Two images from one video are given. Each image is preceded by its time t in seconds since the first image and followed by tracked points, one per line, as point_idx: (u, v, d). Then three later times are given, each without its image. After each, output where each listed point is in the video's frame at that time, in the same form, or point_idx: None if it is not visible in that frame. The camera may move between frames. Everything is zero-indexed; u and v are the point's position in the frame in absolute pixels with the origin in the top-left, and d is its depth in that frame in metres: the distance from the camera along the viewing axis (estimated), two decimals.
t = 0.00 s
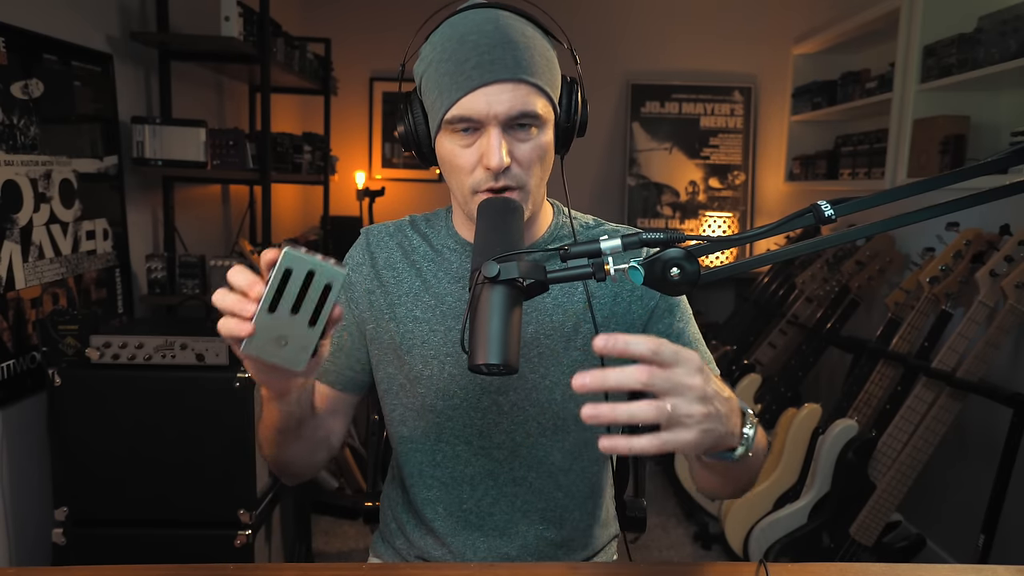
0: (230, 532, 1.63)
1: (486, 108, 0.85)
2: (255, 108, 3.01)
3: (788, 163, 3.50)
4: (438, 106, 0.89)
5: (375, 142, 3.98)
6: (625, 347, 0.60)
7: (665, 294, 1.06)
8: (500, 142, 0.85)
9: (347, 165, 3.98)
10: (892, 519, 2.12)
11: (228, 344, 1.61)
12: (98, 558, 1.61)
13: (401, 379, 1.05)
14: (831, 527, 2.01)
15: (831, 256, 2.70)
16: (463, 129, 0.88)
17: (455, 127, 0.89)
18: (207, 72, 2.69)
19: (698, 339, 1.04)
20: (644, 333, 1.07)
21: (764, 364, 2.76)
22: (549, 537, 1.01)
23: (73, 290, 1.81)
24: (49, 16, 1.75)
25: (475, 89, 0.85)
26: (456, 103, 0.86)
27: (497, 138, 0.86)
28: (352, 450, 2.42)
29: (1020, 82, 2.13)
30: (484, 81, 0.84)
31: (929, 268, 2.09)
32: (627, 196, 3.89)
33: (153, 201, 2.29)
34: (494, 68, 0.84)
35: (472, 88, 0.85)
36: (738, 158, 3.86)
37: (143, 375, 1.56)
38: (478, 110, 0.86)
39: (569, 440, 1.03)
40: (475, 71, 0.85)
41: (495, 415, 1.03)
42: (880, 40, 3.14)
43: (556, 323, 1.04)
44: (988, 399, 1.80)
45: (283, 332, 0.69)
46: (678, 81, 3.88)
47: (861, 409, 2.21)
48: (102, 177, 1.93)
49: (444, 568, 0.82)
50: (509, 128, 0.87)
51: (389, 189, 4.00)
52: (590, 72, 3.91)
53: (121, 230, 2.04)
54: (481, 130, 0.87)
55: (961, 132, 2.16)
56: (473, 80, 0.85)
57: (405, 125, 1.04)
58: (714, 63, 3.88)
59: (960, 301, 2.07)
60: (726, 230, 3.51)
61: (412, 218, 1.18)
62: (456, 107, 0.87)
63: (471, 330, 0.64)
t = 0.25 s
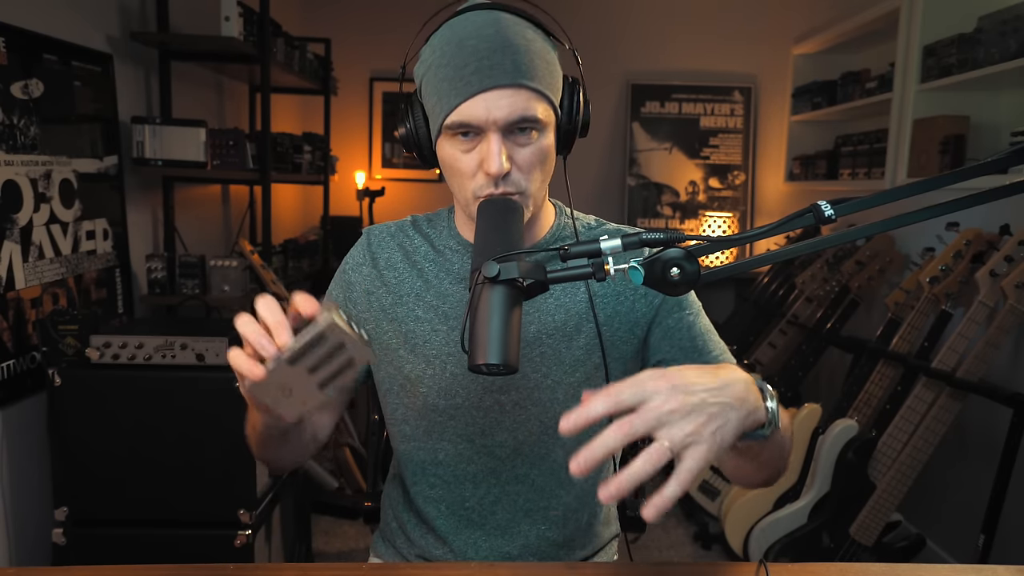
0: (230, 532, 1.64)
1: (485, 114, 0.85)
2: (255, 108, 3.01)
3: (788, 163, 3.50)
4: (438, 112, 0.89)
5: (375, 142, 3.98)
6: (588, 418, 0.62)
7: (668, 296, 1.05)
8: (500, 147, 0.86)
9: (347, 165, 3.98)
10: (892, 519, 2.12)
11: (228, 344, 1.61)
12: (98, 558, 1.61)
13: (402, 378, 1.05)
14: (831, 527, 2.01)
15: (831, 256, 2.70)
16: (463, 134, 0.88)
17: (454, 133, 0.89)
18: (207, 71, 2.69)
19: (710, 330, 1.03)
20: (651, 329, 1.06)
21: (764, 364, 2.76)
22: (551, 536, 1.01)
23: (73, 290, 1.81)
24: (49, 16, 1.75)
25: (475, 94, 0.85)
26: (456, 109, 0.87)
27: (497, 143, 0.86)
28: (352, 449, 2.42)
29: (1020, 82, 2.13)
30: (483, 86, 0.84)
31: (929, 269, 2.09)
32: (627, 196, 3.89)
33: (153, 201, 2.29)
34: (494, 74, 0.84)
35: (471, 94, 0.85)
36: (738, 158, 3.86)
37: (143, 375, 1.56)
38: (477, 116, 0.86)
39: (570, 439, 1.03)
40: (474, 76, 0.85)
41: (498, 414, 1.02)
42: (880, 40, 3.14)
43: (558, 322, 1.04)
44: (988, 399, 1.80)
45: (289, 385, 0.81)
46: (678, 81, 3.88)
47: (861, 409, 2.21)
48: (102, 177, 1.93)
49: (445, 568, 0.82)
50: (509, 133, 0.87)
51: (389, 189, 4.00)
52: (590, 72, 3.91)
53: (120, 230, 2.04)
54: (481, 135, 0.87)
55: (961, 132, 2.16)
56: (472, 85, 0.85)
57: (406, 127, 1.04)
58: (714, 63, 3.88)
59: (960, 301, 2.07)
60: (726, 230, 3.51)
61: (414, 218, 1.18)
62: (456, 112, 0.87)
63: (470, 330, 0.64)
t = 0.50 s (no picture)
0: (230, 532, 1.63)
1: (496, 85, 0.87)
2: (255, 108, 3.01)
3: (788, 163, 3.50)
4: (448, 89, 0.90)
5: (375, 142, 3.98)
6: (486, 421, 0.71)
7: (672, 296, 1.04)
8: (510, 119, 0.86)
9: (347, 165, 3.98)
10: (892, 518, 2.12)
11: (228, 343, 1.61)
12: (98, 558, 1.61)
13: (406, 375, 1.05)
14: (831, 527, 2.01)
15: (831, 256, 2.70)
16: (473, 110, 0.89)
17: (465, 108, 0.89)
18: (207, 71, 2.69)
19: (706, 324, 1.03)
20: (646, 324, 1.06)
21: (765, 364, 2.76)
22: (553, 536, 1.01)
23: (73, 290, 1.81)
24: (49, 16, 1.75)
25: (485, 67, 0.86)
26: (466, 83, 0.88)
27: (507, 115, 0.86)
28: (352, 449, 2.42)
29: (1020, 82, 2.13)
30: (494, 59, 0.86)
31: (929, 268, 2.09)
32: (627, 195, 3.89)
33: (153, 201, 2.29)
34: (504, 49, 0.86)
35: (482, 67, 0.86)
36: (738, 158, 3.86)
37: (143, 375, 1.56)
38: (488, 89, 0.87)
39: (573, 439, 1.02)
40: (485, 51, 0.86)
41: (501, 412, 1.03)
42: (880, 40, 3.14)
43: (559, 320, 1.04)
44: (988, 399, 1.80)
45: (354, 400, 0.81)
46: (678, 81, 3.88)
47: (861, 409, 2.21)
48: (102, 177, 1.93)
49: (445, 568, 0.82)
50: (519, 108, 0.88)
51: (389, 189, 4.00)
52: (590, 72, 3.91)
53: (120, 230, 2.04)
54: (491, 110, 0.88)
55: (961, 132, 2.16)
56: (483, 59, 0.86)
57: (413, 124, 1.04)
58: (714, 63, 3.88)
59: (960, 301, 2.07)
60: (726, 230, 3.51)
61: (420, 217, 1.18)
62: (467, 86, 0.88)
63: (470, 330, 0.64)
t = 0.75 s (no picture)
0: (230, 532, 1.63)
1: (493, 88, 0.86)
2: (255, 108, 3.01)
3: (788, 163, 3.50)
4: (446, 92, 0.90)
5: (375, 142, 3.98)
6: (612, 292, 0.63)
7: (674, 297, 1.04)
8: (505, 124, 0.85)
9: (347, 165, 3.98)
10: (892, 518, 2.12)
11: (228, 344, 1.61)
12: (98, 558, 1.61)
13: (401, 368, 1.05)
14: (831, 527, 2.01)
15: (831, 256, 2.70)
16: (470, 112, 0.88)
17: (462, 110, 0.89)
18: (207, 72, 2.69)
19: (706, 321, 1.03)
20: (646, 320, 1.06)
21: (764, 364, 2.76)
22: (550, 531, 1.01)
23: (73, 290, 1.81)
24: (49, 16, 1.75)
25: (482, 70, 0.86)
26: (463, 86, 0.87)
27: (503, 120, 0.85)
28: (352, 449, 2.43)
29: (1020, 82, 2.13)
30: (490, 62, 0.86)
31: (929, 269, 2.09)
32: (627, 195, 3.89)
33: (153, 201, 2.29)
34: (502, 50, 0.86)
35: (477, 70, 0.86)
36: (738, 158, 3.86)
37: (143, 375, 1.56)
38: (485, 92, 0.86)
39: (570, 432, 1.02)
40: (482, 53, 0.86)
41: (498, 404, 1.02)
42: (880, 40, 3.14)
43: (558, 314, 1.05)
44: (988, 399, 1.80)
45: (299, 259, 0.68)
46: (678, 81, 3.88)
47: (861, 409, 2.21)
48: (102, 177, 1.93)
49: (444, 568, 0.82)
50: (515, 112, 0.87)
51: (389, 189, 4.00)
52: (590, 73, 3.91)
53: (120, 230, 2.04)
54: (488, 113, 0.87)
55: (961, 132, 2.16)
56: (479, 62, 0.86)
57: (412, 121, 1.04)
58: (713, 63, 3.88)
59: (960, 301, 2.07)
60: (726, 230, 3.51)
61: (422, 212, 1.18)
62: (464, 89, 0.87)
63: (471, 330, 0.64)
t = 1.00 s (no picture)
0: (229, 532, 1.63)
1: (484, 122, 0.85)
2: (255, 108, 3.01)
3: (788, 163, 3.50)
4: (436, 117, 0.88)
5: (375, 142, 3.98)
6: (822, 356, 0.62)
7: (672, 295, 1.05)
8: (496, 158, 0.86)
9: (347, 165, 3.98)
10: (893, 518, 2.12)
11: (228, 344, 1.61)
12: (98, 558, 1.61)
13: (398, 374, 1.04)
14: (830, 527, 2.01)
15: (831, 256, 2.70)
16: (460, 140, 0.88)
17: (452, 137, 0.89)
18: (207, 71, 2.69)
19: (707, 339, 1.05)
20: (651, 326, 1.05)
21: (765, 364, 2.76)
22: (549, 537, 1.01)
23: (73, 290, 1.81)
24: (49, 16, 1.75)
25: (473, 102, 0.84)
26: (454, 117, 0.86)
27: (494, 154, 0.86)
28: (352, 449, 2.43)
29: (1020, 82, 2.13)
30: (482, 95, 0.83)
31: (928, 269, 2.10)
32: (627, 195, 3.90)
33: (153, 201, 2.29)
34: (494, 82, 0.83)
35: (469, 102, 0.84)
36: (738, 158, 3.86)
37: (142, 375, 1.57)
38: (476, 125, 0.85)
39: (568, 437, 1.02)
40: (472, 84, 0.84)
41: (495, 410, 1.02)
42: (880, 40, 3.14)
43: (557, 318, 1.04)
44: (988, 399, 1.80)
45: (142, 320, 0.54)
46: (678, 81, 3.88)
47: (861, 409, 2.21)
48: (101, 177, 1.93)
49: (445, 569, 0.82)
50: (507, 142, 0.86)
51: (389, 189, 4.00)
52: (590, 73, 3.91)
53: (120, 230, 2.03)
54: (479, 143, 0.87)
55: (961, 132, 2.16)
56: (471, 93, 0.84)
57: (403, 120, 1.03)
58: (713, 63, 3.88)
59: (960, 302, 2.07)
60: (726, 230, 3.51)
61: (413, 216, 1.18)
62: (454, 120, 0.86)
63: (470, 328, 0.64)
